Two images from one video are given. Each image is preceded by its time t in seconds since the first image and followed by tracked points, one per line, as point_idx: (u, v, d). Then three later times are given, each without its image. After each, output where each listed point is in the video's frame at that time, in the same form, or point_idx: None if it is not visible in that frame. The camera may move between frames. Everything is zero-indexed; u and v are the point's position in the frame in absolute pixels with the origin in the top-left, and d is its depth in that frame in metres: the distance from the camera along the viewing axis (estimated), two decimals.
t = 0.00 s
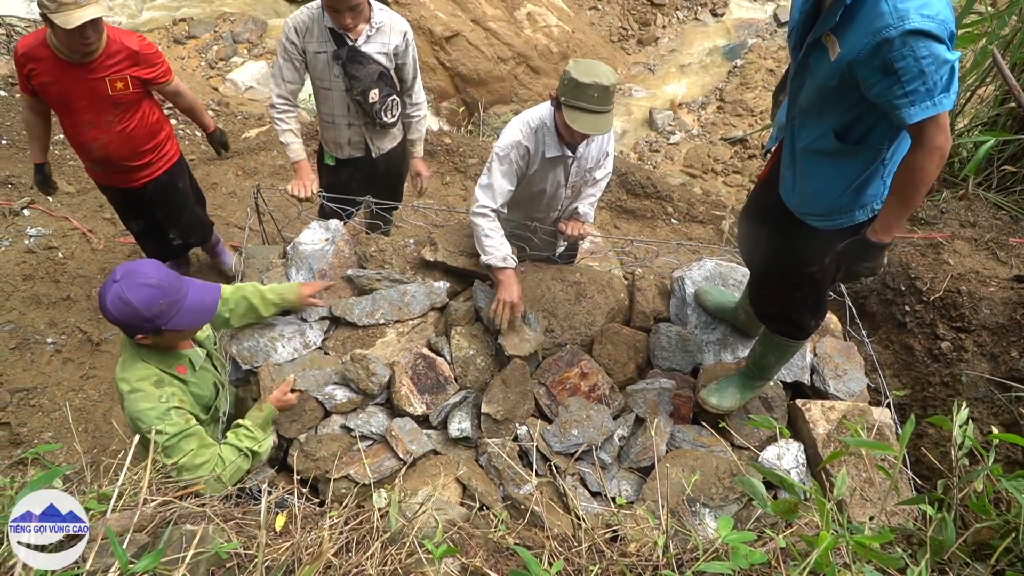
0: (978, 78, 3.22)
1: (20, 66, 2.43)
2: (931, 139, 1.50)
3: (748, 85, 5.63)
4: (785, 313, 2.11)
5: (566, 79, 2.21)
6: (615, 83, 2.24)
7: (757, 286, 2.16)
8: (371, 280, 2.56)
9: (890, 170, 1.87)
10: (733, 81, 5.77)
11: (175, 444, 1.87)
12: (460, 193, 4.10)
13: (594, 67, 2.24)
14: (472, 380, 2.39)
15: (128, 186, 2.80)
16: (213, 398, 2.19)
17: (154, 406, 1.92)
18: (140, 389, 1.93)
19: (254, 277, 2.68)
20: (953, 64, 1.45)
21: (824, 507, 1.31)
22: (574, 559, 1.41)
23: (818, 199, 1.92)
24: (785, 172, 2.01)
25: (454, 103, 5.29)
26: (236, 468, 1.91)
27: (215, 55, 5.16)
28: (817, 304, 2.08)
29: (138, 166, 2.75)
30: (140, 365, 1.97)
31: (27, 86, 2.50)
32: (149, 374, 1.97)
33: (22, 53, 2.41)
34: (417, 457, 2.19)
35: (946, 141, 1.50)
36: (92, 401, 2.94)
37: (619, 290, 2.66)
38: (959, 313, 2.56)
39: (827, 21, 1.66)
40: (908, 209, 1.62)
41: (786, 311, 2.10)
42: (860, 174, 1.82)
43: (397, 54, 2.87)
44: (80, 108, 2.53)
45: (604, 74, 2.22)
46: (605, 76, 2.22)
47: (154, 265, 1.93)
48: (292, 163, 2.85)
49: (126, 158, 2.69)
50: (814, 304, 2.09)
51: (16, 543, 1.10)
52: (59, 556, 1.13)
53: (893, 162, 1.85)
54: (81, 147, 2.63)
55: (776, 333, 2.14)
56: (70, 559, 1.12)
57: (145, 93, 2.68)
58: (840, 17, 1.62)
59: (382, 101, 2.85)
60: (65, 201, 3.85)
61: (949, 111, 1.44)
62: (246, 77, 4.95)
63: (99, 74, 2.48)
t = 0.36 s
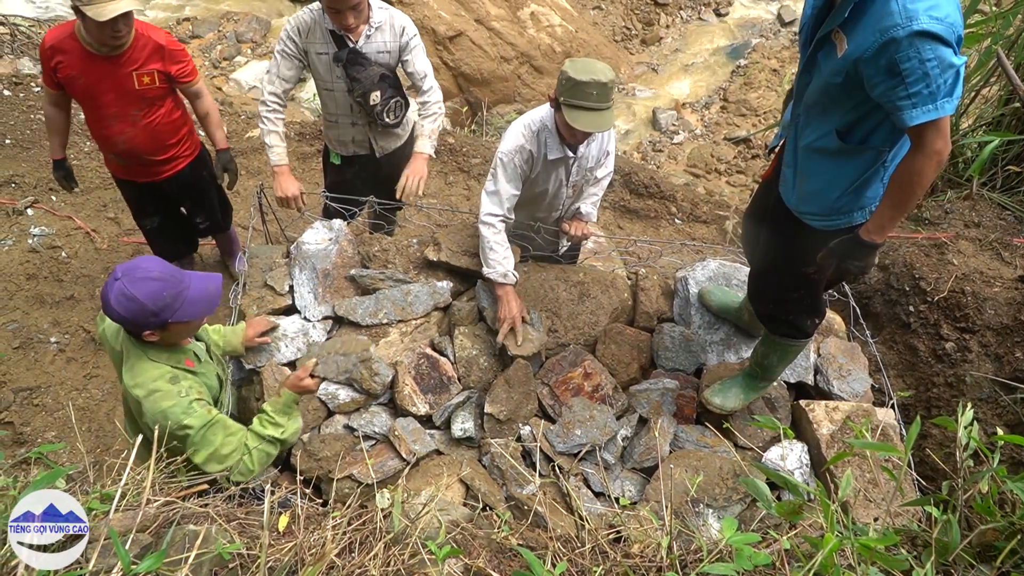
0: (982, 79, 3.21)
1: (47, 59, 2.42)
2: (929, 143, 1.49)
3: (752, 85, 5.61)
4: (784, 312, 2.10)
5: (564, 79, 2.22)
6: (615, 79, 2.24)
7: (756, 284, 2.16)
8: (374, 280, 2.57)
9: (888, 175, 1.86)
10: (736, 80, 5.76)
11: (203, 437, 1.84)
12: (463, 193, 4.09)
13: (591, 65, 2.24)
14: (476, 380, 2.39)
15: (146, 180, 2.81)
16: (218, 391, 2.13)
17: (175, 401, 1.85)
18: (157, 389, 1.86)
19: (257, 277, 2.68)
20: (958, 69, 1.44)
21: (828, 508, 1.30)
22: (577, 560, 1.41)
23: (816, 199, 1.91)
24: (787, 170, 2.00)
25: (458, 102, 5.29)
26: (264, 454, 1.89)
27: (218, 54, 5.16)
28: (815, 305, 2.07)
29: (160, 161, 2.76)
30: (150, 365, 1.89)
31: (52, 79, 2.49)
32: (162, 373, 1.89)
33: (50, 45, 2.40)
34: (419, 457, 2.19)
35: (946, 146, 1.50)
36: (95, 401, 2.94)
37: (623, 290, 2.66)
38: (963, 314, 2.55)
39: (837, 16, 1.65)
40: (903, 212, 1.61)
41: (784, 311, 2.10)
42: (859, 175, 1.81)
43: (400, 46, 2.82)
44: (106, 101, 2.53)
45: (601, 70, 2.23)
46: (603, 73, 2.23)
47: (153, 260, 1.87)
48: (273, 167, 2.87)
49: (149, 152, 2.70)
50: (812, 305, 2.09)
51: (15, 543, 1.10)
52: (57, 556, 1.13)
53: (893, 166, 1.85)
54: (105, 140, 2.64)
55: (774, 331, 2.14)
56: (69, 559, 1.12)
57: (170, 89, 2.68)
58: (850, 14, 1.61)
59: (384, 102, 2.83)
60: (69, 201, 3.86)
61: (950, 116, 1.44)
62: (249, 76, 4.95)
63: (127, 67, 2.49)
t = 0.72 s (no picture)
0: (984, 78, 3.20)
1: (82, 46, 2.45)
2: (928, 145, 1.49)
3: (754, 84, 5.61)
4: (783, 311, 2.10)
5: (560, 82, 2.22)
6: (610, 81, 2.24)
7: (756, 282, 2.16)
8: (376, 280, 2.58)
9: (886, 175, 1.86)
10: (738, 80, 5.75)
11: (224, 435, 1.87)
12: (465, 193, 4.09)
13: (587, 68, 2.24)
14: (477, 380, 2.39)
15: (156, 175, 2.81)
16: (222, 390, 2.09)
17: (193, 405, 1.84)
18: (173, 396, 1.83)
19: (259, 276, 2.69)
20: (959, 71, 1.44)
21: (829, 507, 1.30)
22: (578, 560, 1.41)
23: (815, 197, 1.91)
24: (787, 168, 2.00)
25: (459, 102, 5.30)
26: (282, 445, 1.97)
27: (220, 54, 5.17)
28: (813, 304, 2.07)
29: (175, 161, 2.76)
30: (160, 373, 1.84)
31: (84, 66, 2.52)
32: (174, 379, 1.85)
33: (87, 34, 2.43)
34: (421, 457, 2.20)
35: (945, 148, 1.50)
36: (97, 400, 2.95)
37: (624, 290, 2.66)
38: (965, 313, 2.54)
39: (842, 15, 1.65)
40: (901, 213, 1.61)
41: (783, 310, 2.10)
42: (858, 175, 1.81)
43: (399, 59, 2.81)
44: (132, 96, 2.55)
45: (597, 72, 2.23)
46: (600, 75, 2.23)
47: (164, 265, 1.86)
48: (277, 171, 2.86)
49: (163, 152, 2.70)
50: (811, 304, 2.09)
51: (16, 543, 1.12)
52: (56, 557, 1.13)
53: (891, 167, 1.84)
54: (123, 133, 2.65)
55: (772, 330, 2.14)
56: (67, 559, 1.12)
57: (200, 94, 2.68)
58: (854, 13, 1.61)
59: (381, 112, 2.85)
60: (71, 201, 3.87)
61: (950, 118, 1.44)
62: (251, 76, 4.96)
63: (158, 69, 2.50)
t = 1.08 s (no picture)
0: (986, 77, 3.20)
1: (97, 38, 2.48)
2: (927, 140, 1.49)
3: (755, 84, 5.61)
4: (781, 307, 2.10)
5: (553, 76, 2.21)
6: (598, 78, 2.22)
7: (753, 277, 2.16)
8: (377, 280, 2.58)
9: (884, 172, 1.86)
10: (739, 80, 5.75)
11: (242, 430, 1.88)
12: (466, 193, 4.09)
13: (577, 64, 2.24)
14: (478, 380, 2.39)
15: (153, 170, 2.82)
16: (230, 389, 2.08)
17: (211, 402, 1.84)
18: (190, 394, 1.83)
19: (260, 276, 2.69)
20: (962, 67, 1.45)
21: (830, 507, 1.30)
22: (579, 559, 1.41)
23: (812, 193, 1.91)
24: (785, 164, 1.99)
25: (460, 102, 5.30)
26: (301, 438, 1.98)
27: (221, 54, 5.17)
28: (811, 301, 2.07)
29: (174, 162, 2.77)
30: (175, 372, 1.84)
31: (96, 58, 2.54)
32: (190, 378, 1.85)
33: (103, 28, 2.46)
34: (422, 457, 2.19)
35: (943, 143, 1.50)
36: (98, 400, 2.95)
37: (625, 290, 2.66)
38: (966, 313, 2.54)
39: (844, 10, 1.64)
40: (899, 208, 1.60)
41: (781, 306, 2.10)
42: (856, 170, 1.81)
43: (398, 73, 2.79)
44: (137, 93, 2.56)
45: (586, 68, 2.22)
46: (588, 71, 2.21)
47: (179, 264, 1.86)
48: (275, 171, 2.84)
49: (162, 150, 2.71)
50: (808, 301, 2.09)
51: (16, 543, 1.13)
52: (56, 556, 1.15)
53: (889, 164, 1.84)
54: (126, 126, 2.67)
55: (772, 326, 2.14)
56: (66, 557, 1.14)
57: (206, 102, 2.68)
58: (856, 8, 1.60)
59: (377, 119, 2.89)
60: (73, 200, 3.87)
61: (952, 113, 1.44)
62: (253, 76, 4.96)
63: (166, 73, 2.51)
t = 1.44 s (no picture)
0: (989, 78, 3.20)
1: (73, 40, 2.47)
2: (936, 134, 1.48)
3: (757, 84, 5.61)
4: (786, 305, 2.10)
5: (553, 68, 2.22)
6: (598, 69, 2.22)
7: (759, 275, 2.16)
8: (380, 279, 2.57)
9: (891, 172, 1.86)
10: (741, 81, 5.74)
11: (226, 426, 1.84)
12: (469, 192, 4.09)
13: (577, 57, 2.24)
14: (481, 380, 2.39)
15: (143, 170, 2.82)
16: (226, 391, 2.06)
17: (195, 396, 1.83)
18: (175, 388, 1.83)
19: (264, 275, 2.69)
20: (970, 60, 1.44)
21: (841, 509, 1.30)
22: (588, 560, 1.41)
23: (819, 191, 1.91)
24: (791, 163, 2.00)
25: (462, 101, 5.30)
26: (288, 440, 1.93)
27: (223, 53, 5.16)
28: (817, 300, 2.07)
29: (161, 160, 2.77)
30: (158, 367, 1.85)
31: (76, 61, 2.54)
32: (173, 373, 1.85)
33: (79, 29, 2.44)
34: (425, 456, 2.19)
35: (952, 138, 1.49)
36: (101, 399, 2.95)
37: (629, 290, 2.66)
38: (970, 314, 2.54)
39: (850, 7, 1.64)
40: (907, 202, 1.60)
41: (786, 305, 2.10)
42: (864, 168, 1.81)
43: (403, 74, 2.79)
44: (117, 93, 2.55)
45: (585, 61, 2.22)
46: (586, 63, 2.21)
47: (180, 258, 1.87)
48: (278, 170, 2.86)
49: (147, 150, 2.71)
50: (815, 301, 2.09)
51: (16, 542, 1.10)
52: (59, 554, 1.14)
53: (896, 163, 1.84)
54: (111, 127, 2.68)
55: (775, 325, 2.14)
56: (67, 559, 1.13)
57: (188, 98, 2.65)
58: (863, 5, 1.60)
59: (381, 121, 2.87)
60: (75, 199, 3.86)
61: (961, 107, 1.44)
62: (255, 75, 4.96)
63: (143, 71, 2.49)
